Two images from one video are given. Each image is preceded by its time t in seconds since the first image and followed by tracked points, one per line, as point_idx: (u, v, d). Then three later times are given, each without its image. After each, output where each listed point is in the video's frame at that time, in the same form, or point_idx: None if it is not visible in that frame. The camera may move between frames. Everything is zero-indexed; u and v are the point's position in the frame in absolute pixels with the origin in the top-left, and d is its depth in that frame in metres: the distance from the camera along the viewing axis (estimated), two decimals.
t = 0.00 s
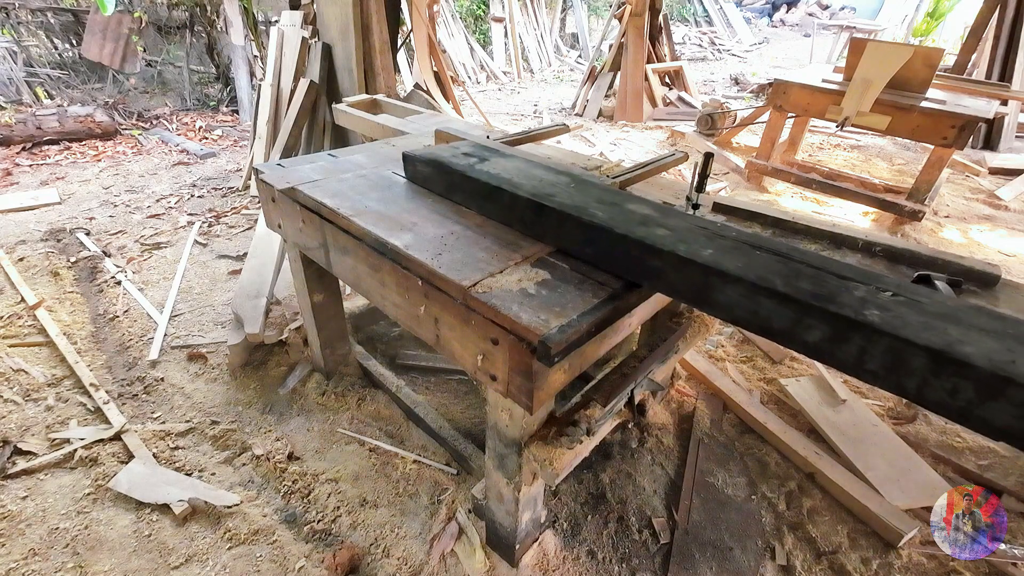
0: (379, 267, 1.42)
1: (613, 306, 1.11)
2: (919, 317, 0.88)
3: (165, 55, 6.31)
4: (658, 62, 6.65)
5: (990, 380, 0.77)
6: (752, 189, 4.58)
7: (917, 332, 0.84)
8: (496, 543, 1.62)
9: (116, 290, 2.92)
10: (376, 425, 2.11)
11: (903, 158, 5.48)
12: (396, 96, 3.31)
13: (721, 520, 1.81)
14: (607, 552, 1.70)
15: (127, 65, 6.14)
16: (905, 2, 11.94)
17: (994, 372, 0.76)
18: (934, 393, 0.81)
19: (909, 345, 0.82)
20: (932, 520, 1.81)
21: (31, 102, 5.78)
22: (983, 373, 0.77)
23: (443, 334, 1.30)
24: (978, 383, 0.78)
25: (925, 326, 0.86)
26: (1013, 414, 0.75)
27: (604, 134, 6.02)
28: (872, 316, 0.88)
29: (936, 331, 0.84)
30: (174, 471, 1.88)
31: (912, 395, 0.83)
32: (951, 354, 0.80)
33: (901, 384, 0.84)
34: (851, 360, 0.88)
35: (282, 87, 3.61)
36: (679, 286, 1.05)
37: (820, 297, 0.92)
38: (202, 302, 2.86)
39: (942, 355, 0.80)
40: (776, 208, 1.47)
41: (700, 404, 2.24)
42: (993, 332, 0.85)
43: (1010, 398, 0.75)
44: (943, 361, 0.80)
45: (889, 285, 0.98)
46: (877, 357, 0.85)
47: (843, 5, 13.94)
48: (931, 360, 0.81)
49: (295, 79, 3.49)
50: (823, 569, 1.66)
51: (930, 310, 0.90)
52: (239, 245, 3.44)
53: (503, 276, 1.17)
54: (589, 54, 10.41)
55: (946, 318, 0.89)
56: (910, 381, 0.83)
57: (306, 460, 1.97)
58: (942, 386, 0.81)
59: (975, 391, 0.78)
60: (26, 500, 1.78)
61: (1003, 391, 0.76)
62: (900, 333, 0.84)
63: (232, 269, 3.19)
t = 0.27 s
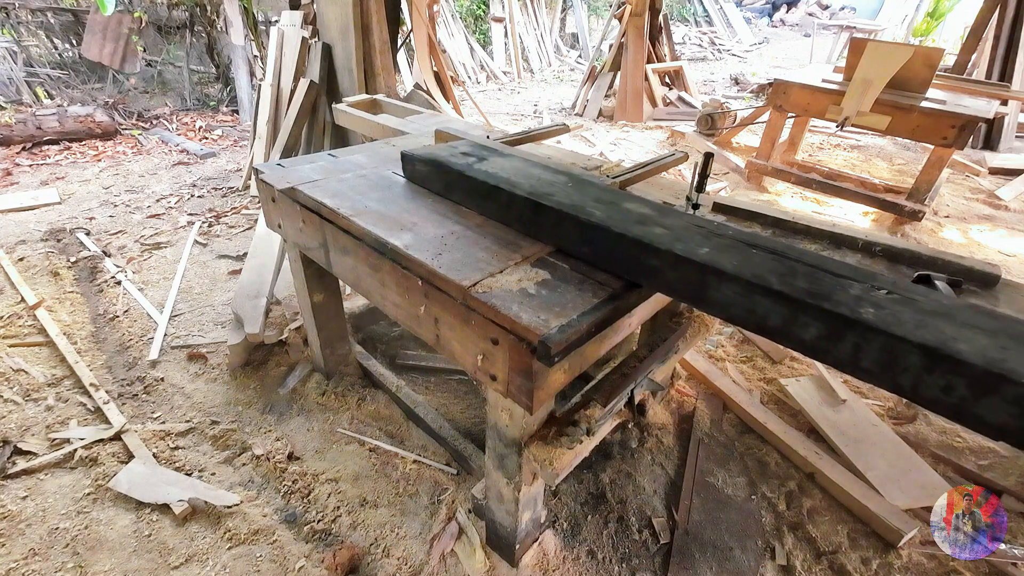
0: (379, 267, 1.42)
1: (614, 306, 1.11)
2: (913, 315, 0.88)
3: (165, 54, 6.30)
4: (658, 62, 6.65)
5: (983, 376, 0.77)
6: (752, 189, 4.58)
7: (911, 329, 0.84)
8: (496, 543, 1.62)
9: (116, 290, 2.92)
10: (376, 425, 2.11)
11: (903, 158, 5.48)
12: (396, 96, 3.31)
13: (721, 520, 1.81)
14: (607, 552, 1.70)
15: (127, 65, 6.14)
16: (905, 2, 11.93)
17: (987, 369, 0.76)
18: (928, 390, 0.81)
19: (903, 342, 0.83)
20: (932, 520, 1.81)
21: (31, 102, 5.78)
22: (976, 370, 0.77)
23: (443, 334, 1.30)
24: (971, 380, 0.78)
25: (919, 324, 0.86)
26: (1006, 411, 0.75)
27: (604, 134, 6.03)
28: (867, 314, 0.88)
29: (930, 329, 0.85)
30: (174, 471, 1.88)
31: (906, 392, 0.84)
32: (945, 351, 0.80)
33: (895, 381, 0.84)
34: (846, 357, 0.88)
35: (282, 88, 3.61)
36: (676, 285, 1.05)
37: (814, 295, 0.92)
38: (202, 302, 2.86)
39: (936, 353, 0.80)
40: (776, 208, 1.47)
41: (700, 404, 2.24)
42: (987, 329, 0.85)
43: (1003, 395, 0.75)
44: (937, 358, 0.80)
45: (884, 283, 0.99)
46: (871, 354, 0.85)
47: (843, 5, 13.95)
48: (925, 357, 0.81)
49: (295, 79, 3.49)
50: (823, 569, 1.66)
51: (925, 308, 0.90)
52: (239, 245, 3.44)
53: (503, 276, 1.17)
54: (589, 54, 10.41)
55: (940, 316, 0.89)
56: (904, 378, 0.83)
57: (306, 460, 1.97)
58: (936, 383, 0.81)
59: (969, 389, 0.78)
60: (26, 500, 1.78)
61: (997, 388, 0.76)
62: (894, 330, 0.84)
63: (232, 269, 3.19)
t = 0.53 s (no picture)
0: (379, 267, 1.42)
1: (614, 306, 1.10)
2: (908, 313, 0.88)
3: (165, 54, 6.30)
4: (658, 62, 6.65)
5: (976, 373, 0.77)
6: (752, 189, 4.58)
7: (904, 327, 0.84)
8: (496, 543, 1.62)
9: (117, 290, 2.92)
10: (376, 425, 2.11)
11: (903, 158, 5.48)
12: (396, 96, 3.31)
13: (721, 520, 1.81)
14: (607, 552, 1.70)
15: (127, 65, 6.14)
16: (905, 2, 11.93)
17: (980, 366, 0.76)
18: (922, 387, 0.81)
19: (896, 340, 0.83)
20: (932, 520, 1.81)
21: (32, 102, 5.79)
22: (969, 367, 0.77)
23: (444, 334, 1.31)
24: (964, 377, 0.77)
25: (914, 322, 0.86)
26: (999, 408, 0.75)
27: (604, 134, 6.03)
28: (861, 312, 0.88)
29: (927, 327, 0.84)
30: (174, 471, 1.88)
31: (900, 389, 0.83)
32: (938, 348, 0.80)
33: (889, 379, 0.84)
34: (841, 355, 0.88)
35: (282, 87, 3.61)
36: (673, 283, 1.05)
37: (809, 293, 0.92)
38: (202, 302, 2.86)
39: (928, 350, 0.80)
40: (776, 208, 1.47)
41: (701, 404, 2.24)
42: (982, 328, 0.85)
43: (996, 392, 0.75)
44: (930, 355, 0.80)
45: (879, 282, 0.99)
46: (866, 352, 0.85)
47: (843, 4, 13.94)
48: (918, 355, 0.81)
49: (295, 79, 3.49)
50: (822, 569, 1.66)
51: (920, 306, 0.90)
52: (239, 245, 3.44)
53: (503, 276, 1.17)
54: (589, 54, 10.40)
55: (935, 314, 0.88)
56: (898, 375, 0.83)
57: (306, 460, 1.97)
58: (929, 380, 0.80)
59: (962, 386, 0.78)
60: (26, 500, 1.78)
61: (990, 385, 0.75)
62: (888, 328, 0.84)
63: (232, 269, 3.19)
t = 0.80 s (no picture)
0: (379, 267, 1.42)
1: (613, 306, 1.10)
2: (901, 311, 0.88)
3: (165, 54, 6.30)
4: (658, 62, 6.65)
5: (967, 369, 0.77)
6: (752, 189, 4.57)
7: (897, 324, 0.84)
8: (496, 543, 1.62)
9: (117, 290, 2.92)
10: (376, 425, 2.11)
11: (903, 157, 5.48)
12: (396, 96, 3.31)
13: (721, 519, 1.81)
14: (607, 552, 1.70)
15: (127, 65, 6.14)
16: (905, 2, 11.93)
17: (972, 362, 0.77)
18: (915, 384, 0.81)
19: (889, 337, 0.83)
20: (932, 520, 1.81)
21: (32, 102, 5.79)
22: (961, 364, 0.77)
23: (444, 334, 1.31)
24: (956, 373, 0.78)
25: (906, 319, 0.86)
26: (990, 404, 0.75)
27: (604, 134, 6.02)
28: (854, 309, 0.88)
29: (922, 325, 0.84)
30: (174, 471, 1.88)
31: (893, 386, 0.83)
32: (930, 345, 0.80)
33: (882, 376, 0.84)
34: (838, 354, 0.88)
35: (282, 87, 3.61)
36: (673, 283, 1.05)
37: (803, 290, 0.92)
38: (202, 302, 2.86)
39: (922, 347, 0.80)
40: (776, 208, 1.47)
41: (701, 404, 2.24)
42: (975, 325, 0.85)
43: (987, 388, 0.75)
44: (922, 352, 0.80)
45: (874, 280, 0.99)
46: (859, 349, 0.85)
47: (843, 4, 13.94)
48: (911, 352, 0.81)
49: (295, 78, 3.49)
50: (823, 569, 1.66)
51: (913, 303, 0.90)
52: (239, 245, 3.44)
53: (503, 276, 1.17)
54: (590, 54, 10.40)
55: (929, 311, 0.89)
56: (891, 372, 0.83)
57: (306, 460, 1.97)
58: (921, 377, 0.81)
59: (955, 383, 0.78)
60: (26, 500, 1.78)
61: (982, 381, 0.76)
62: (881, 325, 0.84)
63: (232, 269, 3.19)
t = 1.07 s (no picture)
0: (379, 267, 1.42)
1: (614, 306, 1.10)
2: (895, 308, 0.88)
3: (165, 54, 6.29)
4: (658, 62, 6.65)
5: (959, 367, 0.77)
6: (752, 189, 4.57)
7: (891, 321, 0.84)
8: (496, 543, 1.63)
9: (117, 290, 2.92)
10: (376, 425, 2.11)
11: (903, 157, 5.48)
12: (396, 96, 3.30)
13: (721, 519, 1.81)
14: (607, 552, 1.70)
15: (127, 65, 6.14)
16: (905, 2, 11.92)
17: (963, 358, 0.77)
18: (908, 381, 0.81)
19: (882, 334, 0.83)
20: (932, 520, 1.81)
21: (32, 102, 5.79)
22: (953, 361, 0.77)
23: (443, 334, 1.30)
24: (948, 369, 0.78)
25: (899, 316, 0.86)
26: (983, 400, 0.75)
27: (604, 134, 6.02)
28: (848, 307, 0.88)
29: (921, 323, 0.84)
30: (174, 471, 1.88)
31: (887, 383, 0.84)
32: (922, 342, 0.80)
33: (876, 373, 0.84)
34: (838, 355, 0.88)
35: (282, 87, 3.61)
36: (675, 284, 1.04)
37: (796, 289, 0.93)
38: (202, 302, 2.86)
39: (914, 344, 0.80)
40: (776, 208, 1.47)
41: (701, 404, 2.24)
42: (968, 322, 0.86)
43: (978, 385, 0.76)
44: (915, 349, 0.80)
45: (869, 278, 0.99)
46: (853, 347, 0.85)
47: (843, 5, 13.94)
48: (904, 349, 0.81)
49: (295, 79, 3.49)
50: (822, 569, 1.66)
51: (907, 301, 0.91)
52: (239, 245, 3.44)
53: (503, 276, 1.17)
54: (590, 54, 10.39)
55: (923, 309, 0.89)
56: (885, 369, 0.83)
57: (306, 460, 1.97)
58: (915, 374, 0.81)
59: (948, 379, 0.78)
60: (27, 500, 1.78)
61: (973, 378, 0.76)
62: (873, 322, 0.84)
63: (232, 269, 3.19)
